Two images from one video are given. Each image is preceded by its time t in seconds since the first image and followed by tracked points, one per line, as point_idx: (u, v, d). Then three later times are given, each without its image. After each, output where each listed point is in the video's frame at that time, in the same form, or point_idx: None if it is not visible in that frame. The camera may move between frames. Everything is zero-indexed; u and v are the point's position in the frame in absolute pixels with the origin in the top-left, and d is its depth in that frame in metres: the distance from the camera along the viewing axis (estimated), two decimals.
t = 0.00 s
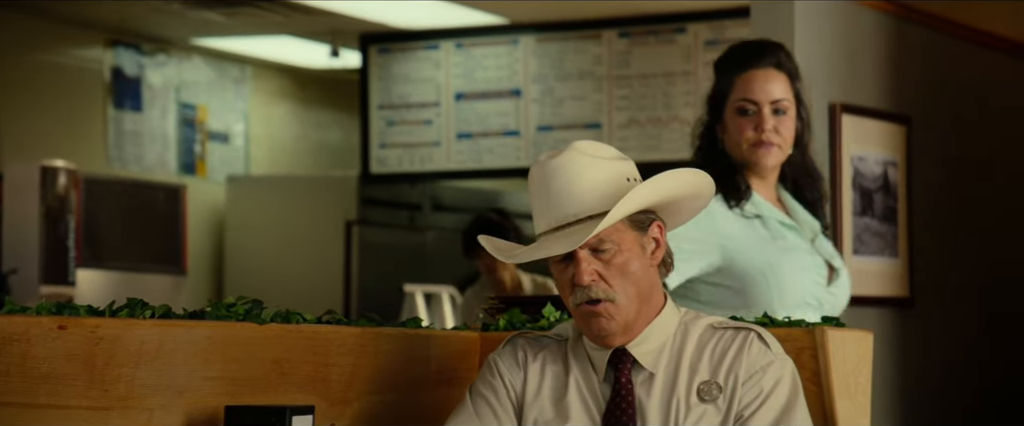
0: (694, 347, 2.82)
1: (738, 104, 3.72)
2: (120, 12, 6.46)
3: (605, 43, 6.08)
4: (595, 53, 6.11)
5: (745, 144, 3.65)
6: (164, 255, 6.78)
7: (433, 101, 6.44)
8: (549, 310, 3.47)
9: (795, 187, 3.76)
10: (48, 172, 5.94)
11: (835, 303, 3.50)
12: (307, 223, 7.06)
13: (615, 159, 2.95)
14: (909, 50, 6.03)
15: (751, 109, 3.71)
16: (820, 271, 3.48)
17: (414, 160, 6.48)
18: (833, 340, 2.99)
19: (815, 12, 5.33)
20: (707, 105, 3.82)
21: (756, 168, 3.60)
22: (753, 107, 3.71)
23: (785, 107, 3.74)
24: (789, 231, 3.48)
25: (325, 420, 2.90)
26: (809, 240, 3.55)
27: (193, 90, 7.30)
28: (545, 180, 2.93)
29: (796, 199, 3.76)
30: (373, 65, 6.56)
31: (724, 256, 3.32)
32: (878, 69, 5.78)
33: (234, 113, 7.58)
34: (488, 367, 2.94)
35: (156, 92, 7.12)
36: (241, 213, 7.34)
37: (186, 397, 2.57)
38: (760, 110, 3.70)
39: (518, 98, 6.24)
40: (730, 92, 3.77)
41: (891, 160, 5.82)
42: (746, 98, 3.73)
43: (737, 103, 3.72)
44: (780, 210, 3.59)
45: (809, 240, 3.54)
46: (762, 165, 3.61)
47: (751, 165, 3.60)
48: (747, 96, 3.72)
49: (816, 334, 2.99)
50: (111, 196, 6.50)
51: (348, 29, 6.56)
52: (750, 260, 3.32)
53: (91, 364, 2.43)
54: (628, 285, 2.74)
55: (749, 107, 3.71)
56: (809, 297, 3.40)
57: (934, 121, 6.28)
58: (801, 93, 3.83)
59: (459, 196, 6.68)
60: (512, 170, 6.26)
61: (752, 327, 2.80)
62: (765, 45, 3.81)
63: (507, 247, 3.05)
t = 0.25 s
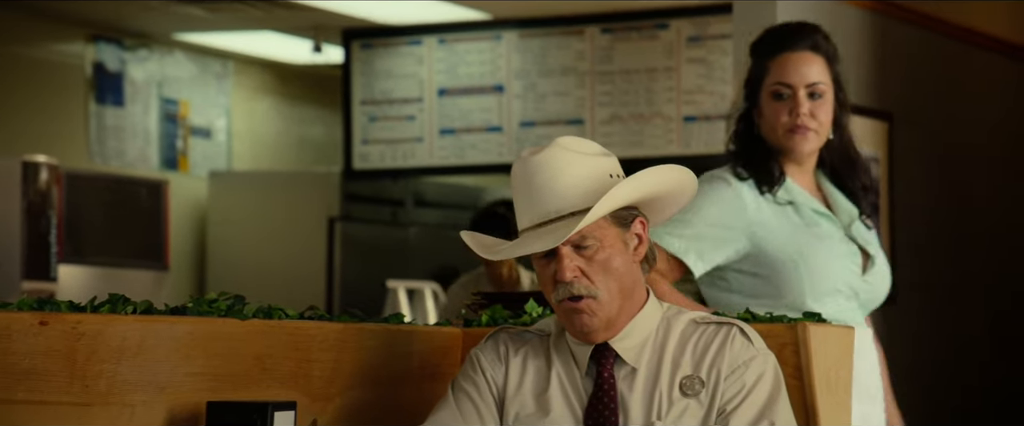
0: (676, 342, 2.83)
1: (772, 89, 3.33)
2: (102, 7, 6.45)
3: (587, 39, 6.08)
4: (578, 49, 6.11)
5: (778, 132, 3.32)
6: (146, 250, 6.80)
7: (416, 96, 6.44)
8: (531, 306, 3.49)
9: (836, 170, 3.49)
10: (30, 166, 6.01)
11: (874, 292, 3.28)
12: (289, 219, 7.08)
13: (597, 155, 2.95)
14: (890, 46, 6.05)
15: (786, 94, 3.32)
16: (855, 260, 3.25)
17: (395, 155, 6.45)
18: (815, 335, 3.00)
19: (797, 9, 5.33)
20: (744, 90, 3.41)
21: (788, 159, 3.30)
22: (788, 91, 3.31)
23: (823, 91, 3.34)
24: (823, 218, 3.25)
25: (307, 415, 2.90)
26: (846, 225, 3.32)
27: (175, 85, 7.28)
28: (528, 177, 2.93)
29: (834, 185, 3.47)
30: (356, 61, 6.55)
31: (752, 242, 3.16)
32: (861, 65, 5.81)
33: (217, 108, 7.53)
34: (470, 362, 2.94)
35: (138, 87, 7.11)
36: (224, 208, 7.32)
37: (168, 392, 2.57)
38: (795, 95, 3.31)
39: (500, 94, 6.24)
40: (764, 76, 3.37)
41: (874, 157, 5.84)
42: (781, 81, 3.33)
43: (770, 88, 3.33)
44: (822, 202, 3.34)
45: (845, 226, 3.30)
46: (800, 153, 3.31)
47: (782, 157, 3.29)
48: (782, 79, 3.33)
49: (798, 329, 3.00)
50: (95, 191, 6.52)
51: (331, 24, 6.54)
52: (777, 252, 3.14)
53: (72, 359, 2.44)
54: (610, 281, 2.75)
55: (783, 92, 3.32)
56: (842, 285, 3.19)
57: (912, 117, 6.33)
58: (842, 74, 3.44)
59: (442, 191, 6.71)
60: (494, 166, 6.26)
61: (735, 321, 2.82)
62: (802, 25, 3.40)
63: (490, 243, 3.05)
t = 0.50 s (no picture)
0: (663, 334, 2.85)
1: (816, 74, 3.45)
2: None
3: (575, 32, 6.07)
4: (567, 42, 6.10)
5: (821, 117, 3.42)
6: (134, 244, 6.82)
7: (405, 90, 6.44)
8: (519, 299, 3.46)
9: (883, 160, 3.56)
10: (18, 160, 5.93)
11: (898, 286, 3.37)
12: (275, 213, 7.08)
13: (583, 148, 2.96)
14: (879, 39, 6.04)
15: (829, 79, 3.43)
16: (876, 254, 3.33)
17: (384, 149, 6.45)
18: (803, 327, 3.00)
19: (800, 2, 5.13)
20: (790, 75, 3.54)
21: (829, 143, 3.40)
22: (831, 77, 3.43)
23: (867, 77, 3.45)
24: (852, 213, 3.34)
25: (294, 409, 2.92)
26: (879, 218, 3.39)
27: (163, 78, 7.26)
28: (515, 169, 2.93)
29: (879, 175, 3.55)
30: (344, 54, 6.53)
31: (770, 226, 3.29)
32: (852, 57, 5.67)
33: (205, 102, 7.51)
34: (458, 353, 2.96)
35: (126, 80, 7.09)
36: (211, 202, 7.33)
37: (155, 386, 2.58)
38: (838, 80, 3.43)
39: (489, 88, 6.24)
40: (809, 61, 3.50)
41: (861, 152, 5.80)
42: (824, 67, 3.45)
43: (814, 73, 3.45)
44: (858, 196, 3.43)
45: (875, 220, 3.38)
46: (842, 139, 3.39)
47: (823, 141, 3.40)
48: (825, 64, 3.45)
49: (786, 322, 3.00)
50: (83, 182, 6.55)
51: (319, 18, 6.51)
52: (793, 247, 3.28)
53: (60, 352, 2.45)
54: (598, 274, 2.75)
55: (826, 77, 3.44)
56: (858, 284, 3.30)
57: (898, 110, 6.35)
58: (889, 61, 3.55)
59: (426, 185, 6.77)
60: (482, 159, 6.26)
61: (722, 314, 2.84)
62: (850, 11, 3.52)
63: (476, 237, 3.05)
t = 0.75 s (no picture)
0: (659, 326, 2.85)
1: (877, 68, 3.33)
2: None
3: (572, 23, 6.02)
4: (563, 34, 6.05)
5: (881, 113, 3.30)
6: (129, 235, 6.85)
7: (401, 81, 6.46)
8: (515, 291, 3.50)
9: (966, 155, 3.38)
10: (13, 152, 5.85)
11: (953, 286, 3.21)
12: (270, 204, 7.08)
13: (580, 141, 2.95)
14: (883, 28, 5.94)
15: (888, 73, 3.30)
16: (919, 252, 3.22)
17: (381, 140, 6.50)
18: (799, 319, 3.01)
19: None
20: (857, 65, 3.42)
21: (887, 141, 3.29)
22: (891, 71, 3.30)
23: (932, 70, 3.30)
24: (902, 212, 3.26)
25: (291, 400, 2.92)
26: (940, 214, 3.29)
27: (159, 69, 7.25)
28: (512, 163, 2.93)
29: (954, 174, 3.36)
30: (341, 45, 6.57)
31: (817, 227, 3.28)
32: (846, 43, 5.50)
33: (201, 93, 7.49)
34: (451, 349, 2.99)
35: (123, 71, 7.07)
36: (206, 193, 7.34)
37: (151, 377, 2.59)
38: (898, 74, 3.29)
39: (485, 79, 6.26)
40: (872, 52, 3.38)
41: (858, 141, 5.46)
42: (886, 60, 3.32)
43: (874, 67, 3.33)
44: (916, 196, 3.31)
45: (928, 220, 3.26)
46: (903, 135, 3.28)
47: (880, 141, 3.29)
48: (886, 57, 3.32)
49: (782, 314, 3.00)
50: (78, 172, 6.57)
51: (316, 9, 6.51)
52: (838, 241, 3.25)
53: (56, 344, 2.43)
54: (596, 267, 2.77)
55: (887, 71, 3.31)
56: (904, 280, 3.20)
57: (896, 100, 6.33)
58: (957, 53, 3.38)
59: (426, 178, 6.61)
60: (478, 150, 6.25)
61: (717, 305, 2.82)
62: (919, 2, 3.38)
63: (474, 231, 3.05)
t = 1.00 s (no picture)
0: (659, 317, 2.85)
1: (955, 39, 3.28)
2: None
3: (573, 12, 5.92)
4: (564, 23, 5.95)
5: (960, 83, 3.24)
6: (130, 224, 6.88)
7: (402, 70, 6.46)
8: (515, 280, 3.50)
9: None
10: (14, 140, 5.89)
11: None
12: (272, 193, 7.08)
13: (582, 128, 2.95)
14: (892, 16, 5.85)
15: (966, 43, 3.25)
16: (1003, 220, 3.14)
17: (381, 129, 6.46)
18: (799, 308, 3.01)
19: None
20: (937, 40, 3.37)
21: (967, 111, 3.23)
22: (970, 41, 3.25)
23: (1012, 38, 3.23)
24: (985, 182, 3.17)
25: (291, 389, 2.93)
26: None
27: (159, 58, 7.25)
28: (514, 151, 2.94)
29: None
30: (341, 34, 6.61)
31: (897, 198, 3.23)
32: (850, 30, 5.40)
33: (201, 82, 7.51)
34: (451, 339, 3.00)
35: (123, 61, 7.07)
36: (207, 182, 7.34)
37: (152, 365, 2.60)
38: (977, 44, 3.24)
39: (486, 68, 6.21)
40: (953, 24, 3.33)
41: (859, 130, 5.34)
42: (966, 31, 3.27)
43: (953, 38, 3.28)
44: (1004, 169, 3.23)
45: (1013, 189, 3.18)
46: (979, 107, 3.20)
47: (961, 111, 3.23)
48: (966, 28, 3.27)
49: (781, 303, 3.01)
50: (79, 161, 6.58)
51: None
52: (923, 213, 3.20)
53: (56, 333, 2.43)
54: (598, 255, 2.77)
55: (964, 41, 3.26)
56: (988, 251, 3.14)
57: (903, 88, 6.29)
58: None
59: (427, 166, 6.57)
60: (478, 139, 6.23)
61: (718, 295, 2.81)
62: None
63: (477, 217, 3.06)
